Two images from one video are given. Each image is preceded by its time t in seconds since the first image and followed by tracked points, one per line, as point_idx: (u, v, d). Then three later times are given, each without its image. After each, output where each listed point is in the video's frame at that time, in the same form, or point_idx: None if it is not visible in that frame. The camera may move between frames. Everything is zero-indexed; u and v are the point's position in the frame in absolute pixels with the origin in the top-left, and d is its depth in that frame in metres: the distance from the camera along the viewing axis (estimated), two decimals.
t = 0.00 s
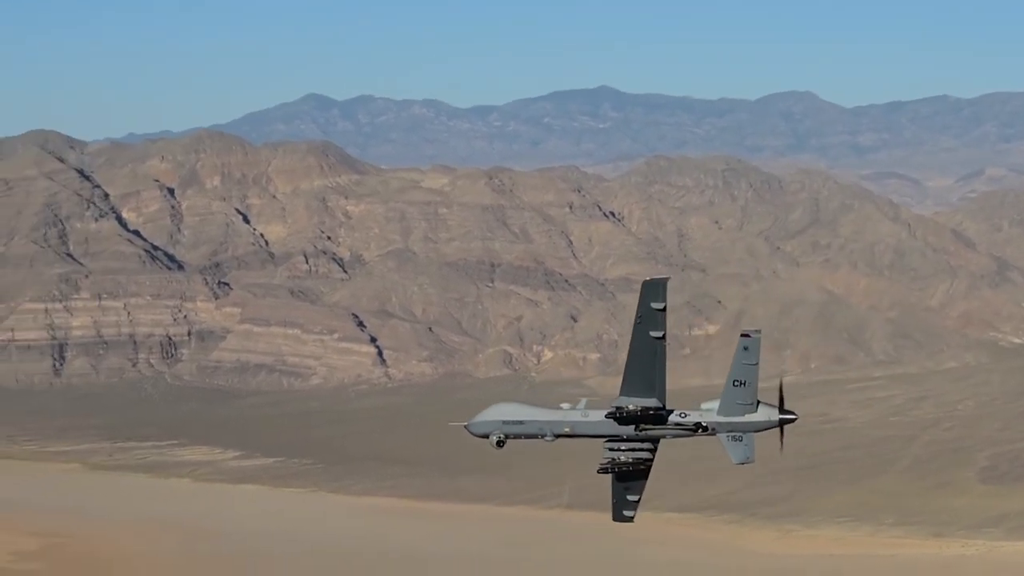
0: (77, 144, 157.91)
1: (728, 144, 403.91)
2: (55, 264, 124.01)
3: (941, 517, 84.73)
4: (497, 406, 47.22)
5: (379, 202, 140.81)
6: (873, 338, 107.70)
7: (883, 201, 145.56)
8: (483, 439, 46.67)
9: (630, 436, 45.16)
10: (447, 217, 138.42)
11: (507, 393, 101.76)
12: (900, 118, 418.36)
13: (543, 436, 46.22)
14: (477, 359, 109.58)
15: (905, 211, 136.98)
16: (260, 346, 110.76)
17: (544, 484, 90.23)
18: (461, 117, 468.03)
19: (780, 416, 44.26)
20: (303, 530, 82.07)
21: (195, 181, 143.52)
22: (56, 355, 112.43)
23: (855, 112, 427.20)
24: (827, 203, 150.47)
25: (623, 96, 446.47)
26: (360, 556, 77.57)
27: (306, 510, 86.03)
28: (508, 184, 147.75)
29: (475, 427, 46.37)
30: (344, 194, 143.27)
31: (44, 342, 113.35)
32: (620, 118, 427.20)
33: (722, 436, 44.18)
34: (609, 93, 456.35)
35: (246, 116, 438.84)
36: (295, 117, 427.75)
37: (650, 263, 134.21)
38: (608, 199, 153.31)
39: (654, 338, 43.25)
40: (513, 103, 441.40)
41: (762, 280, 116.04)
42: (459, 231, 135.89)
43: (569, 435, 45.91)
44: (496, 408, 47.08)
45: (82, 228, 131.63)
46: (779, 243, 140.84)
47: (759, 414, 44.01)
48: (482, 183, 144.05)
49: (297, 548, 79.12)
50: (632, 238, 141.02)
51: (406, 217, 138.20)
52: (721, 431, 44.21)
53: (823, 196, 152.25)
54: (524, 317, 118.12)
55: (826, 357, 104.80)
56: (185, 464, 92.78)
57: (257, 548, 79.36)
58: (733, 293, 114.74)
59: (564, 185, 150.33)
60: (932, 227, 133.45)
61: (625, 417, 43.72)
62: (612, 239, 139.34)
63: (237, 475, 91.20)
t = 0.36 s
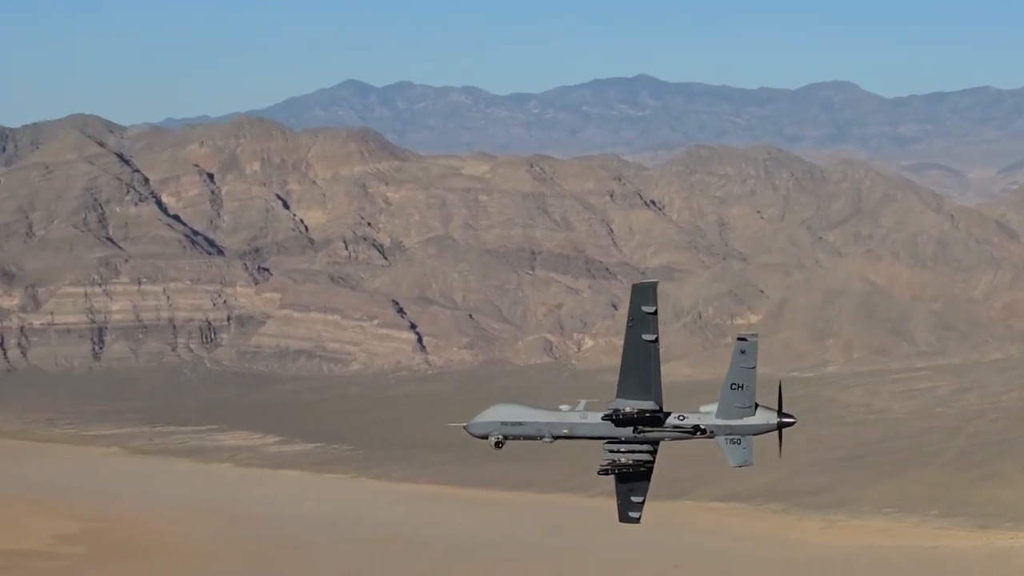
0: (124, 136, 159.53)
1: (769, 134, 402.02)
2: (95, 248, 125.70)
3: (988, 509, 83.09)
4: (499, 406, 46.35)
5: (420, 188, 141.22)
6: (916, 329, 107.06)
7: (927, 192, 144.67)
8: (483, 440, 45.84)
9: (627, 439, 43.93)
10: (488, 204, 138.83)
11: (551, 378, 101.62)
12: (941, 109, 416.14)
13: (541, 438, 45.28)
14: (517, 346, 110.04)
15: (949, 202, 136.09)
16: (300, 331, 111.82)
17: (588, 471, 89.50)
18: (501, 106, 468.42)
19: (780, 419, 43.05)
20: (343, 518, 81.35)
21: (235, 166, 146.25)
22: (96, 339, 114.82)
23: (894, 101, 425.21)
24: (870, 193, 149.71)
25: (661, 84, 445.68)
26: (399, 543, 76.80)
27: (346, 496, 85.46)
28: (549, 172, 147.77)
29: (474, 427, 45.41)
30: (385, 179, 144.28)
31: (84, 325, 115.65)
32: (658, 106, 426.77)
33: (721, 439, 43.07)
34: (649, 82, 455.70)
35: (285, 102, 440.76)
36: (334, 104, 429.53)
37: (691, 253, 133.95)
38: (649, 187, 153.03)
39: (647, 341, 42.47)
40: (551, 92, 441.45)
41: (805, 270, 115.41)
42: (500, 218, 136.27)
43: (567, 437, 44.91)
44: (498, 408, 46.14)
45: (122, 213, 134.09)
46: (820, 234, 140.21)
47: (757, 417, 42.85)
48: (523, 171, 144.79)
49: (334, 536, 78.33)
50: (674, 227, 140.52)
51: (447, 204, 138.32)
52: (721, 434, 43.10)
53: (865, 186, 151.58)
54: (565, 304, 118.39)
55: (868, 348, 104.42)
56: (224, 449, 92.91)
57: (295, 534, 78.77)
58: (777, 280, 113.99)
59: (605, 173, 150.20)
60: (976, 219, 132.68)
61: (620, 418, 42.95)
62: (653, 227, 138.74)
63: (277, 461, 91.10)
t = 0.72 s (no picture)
0: (162, 131, 161.61)
1: (806, 120, 400.15)
2: (132, 231, 126.97)
3: None
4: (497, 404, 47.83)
5: (459, 173, 141.38)
6: (956, 319, 106.48)
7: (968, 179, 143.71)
8: (482, 437, 47.44)
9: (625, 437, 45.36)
10: (526, 189, 138.87)
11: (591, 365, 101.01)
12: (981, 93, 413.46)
13: (538, 436, 46.79)
14: (556, 332, 109.17)
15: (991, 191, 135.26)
16: (337, 316, 112.89)
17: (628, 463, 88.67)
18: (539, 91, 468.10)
19: (777, 420, 44.27)
20: (382, 503, 81.02)
21: (273, 150, 148.65)
22: (133, 322, 115.24)
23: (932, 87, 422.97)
24: (910, 182, 148.85)
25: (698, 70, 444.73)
26: (437, 528, 76.45)
27: (385, 481, 85.20)
28: (588, 157, 147.43)
29: (473, 424, 47.18)
30: (423, 164, 144.98)
31: (122, 309, 116.11)
32: (695, 92, 425.97)
33: (718, 439, 44.30)
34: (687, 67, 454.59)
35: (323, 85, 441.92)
36: (370, 88, 430.48)
37: (730, 239, 133.51)
38: (688, 173, 152.61)
39: (640, 341, 43.72)
40: (589, 77, 441.11)
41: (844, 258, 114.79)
42: (538, 203, 136.33)
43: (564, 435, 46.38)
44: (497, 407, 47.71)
45: (159, 196, 135.64)
46: (860, 223, 139.50)
47: (753, 417, 44.01)
48: (562, 156, 144.67)
49: (372, 521, 78.00)
50: (712, 213, 139.81)
51: (484, 188, 138.38)
52: (717, 435, 44.34)
53: (905, 173, 150.74)
54: (603, 289, 117.75)
55: (909, 335, 103.91)
56: (262, 433, 93.07)
57: (332, 519, 78.48)
58: (815, 268, 113.74)
59: (644, 159, 149.84)
60: (1017, 207, 131.85)
61: (616, 417, 44.28)
62: (691, 214, 138.29)
63: (315, 445, 91.10)
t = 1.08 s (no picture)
0: (202, 116, 162.62)
1: (841, 104, 398.38)
2: (168, 214, 127.36)
3: None
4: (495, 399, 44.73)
5: (495, 157, 141.06)
6: (995, 305, 105.83)
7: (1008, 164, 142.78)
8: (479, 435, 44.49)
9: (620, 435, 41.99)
10: (563, 173, 138.75)
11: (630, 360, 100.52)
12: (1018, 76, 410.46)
13: (535, 434, 43.70)
14: (591, 317, 110.28)
15: None
16: (372, 300, 113.98)
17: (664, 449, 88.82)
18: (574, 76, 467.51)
19: (771, 416, 41.00)
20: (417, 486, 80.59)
21: (308, 134, 149.50)
22: (168, 306, 116.76)
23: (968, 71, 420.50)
24: (949, 167, 147.95)
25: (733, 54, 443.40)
26: (472, 513, 75.99)
27: (423, 465, 84.92)
28: (625, 141, 147.15)
29: (467, 421, 44.16)
30: (459, 148, 144.99)
31: (157, 292, 117.84)
32: (730, 77, 424.80)
33: (712, 437, 41.04)
34: (723, 50, 453.17)
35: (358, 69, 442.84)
36: (403, 71, 431.32)
37: (767, 224, 133.02)
38: (725, 158, 152.30)
39: (628, 341, 40.08)
40: (624, 61, 440.52)
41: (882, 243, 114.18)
42: (574, 187, 136.20)
43: (561, 433, 43.23)
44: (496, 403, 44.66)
45: (195, 179, 136.28)
46: (897, 209, 138.88)
47: (747, 415, 40.78)
48: (599, 140, 144.30)
49: (405, 506, 77.57)
50: (750, 197, 139.29)
51: (521, 172, 138.34)
52: (711, 433, 41.08)
53: (944, 159, 149.96)
54: (640, 275, 117.82)
55: (947, 321, 103.38)
56: (298, 418, 93.15)
57: (366, 504, 78.10)
58: (853, 253, 113.37)
59: (681, 142, 149.50)
60: None
61: (608, 417, 41.01)
62: (729, 197, 137.64)
63: (351, 429, 90.96)
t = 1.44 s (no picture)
0: (237, 102, 163.11)
1: (874, 87, 396.41)
2: (200, 199, 127.83)
3: None
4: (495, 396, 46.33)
5: (528, 142, 141.29)
6: None
7: None
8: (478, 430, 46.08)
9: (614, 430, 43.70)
10: (596, 157, 138.70)
11: (665, 346, 100.45)
12: None
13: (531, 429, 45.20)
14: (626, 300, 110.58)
15: None
16: (405, 284, 115.40)
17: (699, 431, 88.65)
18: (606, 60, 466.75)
19: (762, 412, 42.97)
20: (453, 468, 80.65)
21: (341, 119, 149.52)
22: (201, 290, 118.03)
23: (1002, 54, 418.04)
24: (985, 153, 147.28)
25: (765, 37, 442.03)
26: (508, 495, 76.08)
27: (459, 450, 84.81)
28: (659, 125, 147.00)
29: (466, 416, 45.87)
30: (492, 132, 145.03)
31: (189, 277, 118.83)
32: (762, 59, 423.46)
33: (705, 433, 43.08)
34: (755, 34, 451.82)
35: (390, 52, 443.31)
36: (433, 54, 430.99)
37: (801, 207, 132.62)
38: (758, 142, 152.10)
39: (617, 339, 41.95)
40: (655, 45, 439.72)
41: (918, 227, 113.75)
42: (608, 171, 136.15)
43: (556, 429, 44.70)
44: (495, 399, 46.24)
45: (227, 164, 137.30)
46: (932, 192, 138.32)
47: (740, 410, 42.73)
48: (632, 124, 144.02)
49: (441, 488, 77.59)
50: (784, 180, 138.96)
51: (554, 157, 138.67)
52: (704, 428, 43.11)
53: (979, 143, 149.26)
54: (673, 259, 117.72)
55: (982, 306, 102.94)
56: (334, 402, 93.48)
57: (401, 487, 78.14)
58: (887, 237, 113.08)
59: (715, 126, 149.37)
60: None
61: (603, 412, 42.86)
62: (763, 181, 137.55)
63: (385, 413, 91.07)
